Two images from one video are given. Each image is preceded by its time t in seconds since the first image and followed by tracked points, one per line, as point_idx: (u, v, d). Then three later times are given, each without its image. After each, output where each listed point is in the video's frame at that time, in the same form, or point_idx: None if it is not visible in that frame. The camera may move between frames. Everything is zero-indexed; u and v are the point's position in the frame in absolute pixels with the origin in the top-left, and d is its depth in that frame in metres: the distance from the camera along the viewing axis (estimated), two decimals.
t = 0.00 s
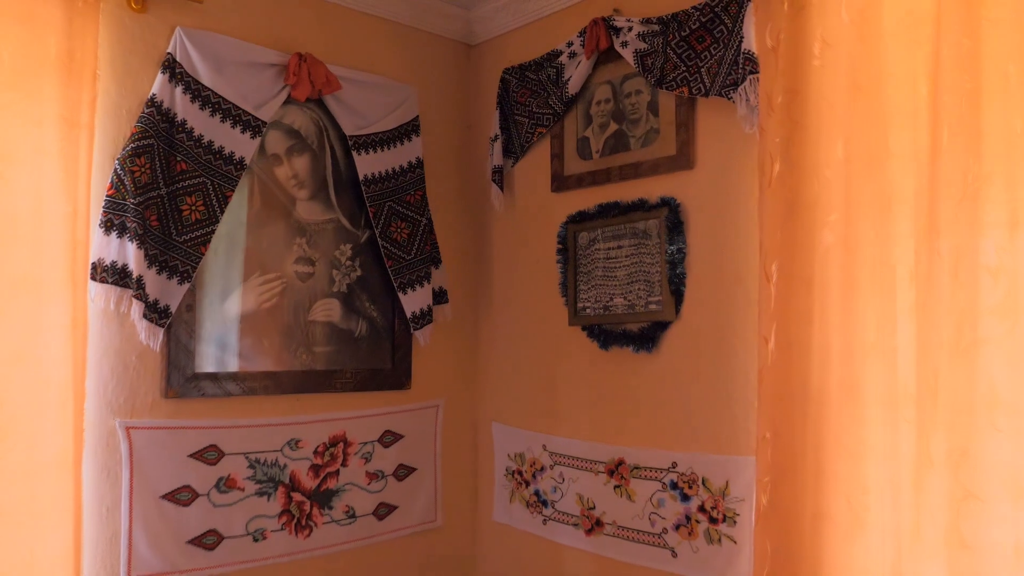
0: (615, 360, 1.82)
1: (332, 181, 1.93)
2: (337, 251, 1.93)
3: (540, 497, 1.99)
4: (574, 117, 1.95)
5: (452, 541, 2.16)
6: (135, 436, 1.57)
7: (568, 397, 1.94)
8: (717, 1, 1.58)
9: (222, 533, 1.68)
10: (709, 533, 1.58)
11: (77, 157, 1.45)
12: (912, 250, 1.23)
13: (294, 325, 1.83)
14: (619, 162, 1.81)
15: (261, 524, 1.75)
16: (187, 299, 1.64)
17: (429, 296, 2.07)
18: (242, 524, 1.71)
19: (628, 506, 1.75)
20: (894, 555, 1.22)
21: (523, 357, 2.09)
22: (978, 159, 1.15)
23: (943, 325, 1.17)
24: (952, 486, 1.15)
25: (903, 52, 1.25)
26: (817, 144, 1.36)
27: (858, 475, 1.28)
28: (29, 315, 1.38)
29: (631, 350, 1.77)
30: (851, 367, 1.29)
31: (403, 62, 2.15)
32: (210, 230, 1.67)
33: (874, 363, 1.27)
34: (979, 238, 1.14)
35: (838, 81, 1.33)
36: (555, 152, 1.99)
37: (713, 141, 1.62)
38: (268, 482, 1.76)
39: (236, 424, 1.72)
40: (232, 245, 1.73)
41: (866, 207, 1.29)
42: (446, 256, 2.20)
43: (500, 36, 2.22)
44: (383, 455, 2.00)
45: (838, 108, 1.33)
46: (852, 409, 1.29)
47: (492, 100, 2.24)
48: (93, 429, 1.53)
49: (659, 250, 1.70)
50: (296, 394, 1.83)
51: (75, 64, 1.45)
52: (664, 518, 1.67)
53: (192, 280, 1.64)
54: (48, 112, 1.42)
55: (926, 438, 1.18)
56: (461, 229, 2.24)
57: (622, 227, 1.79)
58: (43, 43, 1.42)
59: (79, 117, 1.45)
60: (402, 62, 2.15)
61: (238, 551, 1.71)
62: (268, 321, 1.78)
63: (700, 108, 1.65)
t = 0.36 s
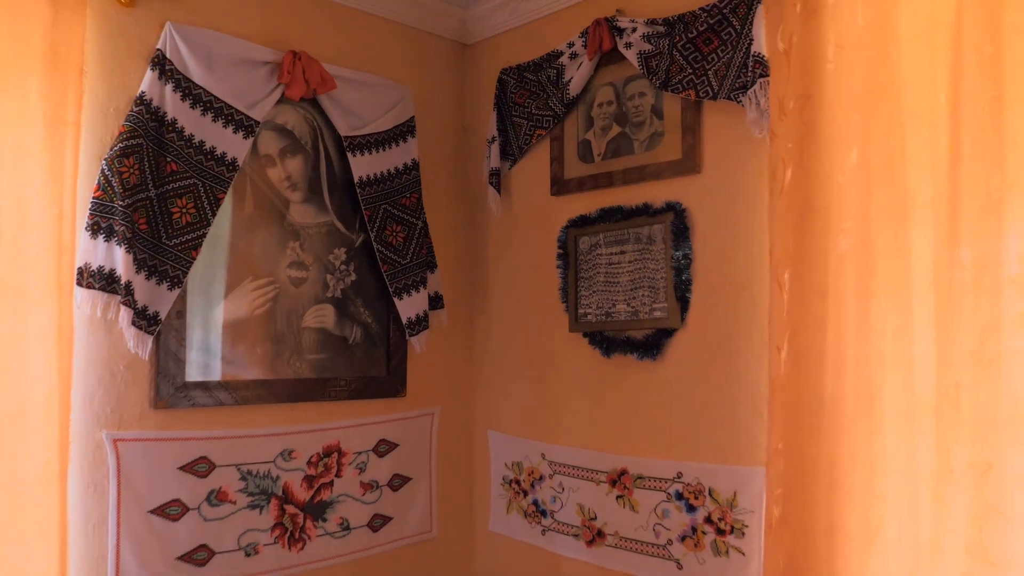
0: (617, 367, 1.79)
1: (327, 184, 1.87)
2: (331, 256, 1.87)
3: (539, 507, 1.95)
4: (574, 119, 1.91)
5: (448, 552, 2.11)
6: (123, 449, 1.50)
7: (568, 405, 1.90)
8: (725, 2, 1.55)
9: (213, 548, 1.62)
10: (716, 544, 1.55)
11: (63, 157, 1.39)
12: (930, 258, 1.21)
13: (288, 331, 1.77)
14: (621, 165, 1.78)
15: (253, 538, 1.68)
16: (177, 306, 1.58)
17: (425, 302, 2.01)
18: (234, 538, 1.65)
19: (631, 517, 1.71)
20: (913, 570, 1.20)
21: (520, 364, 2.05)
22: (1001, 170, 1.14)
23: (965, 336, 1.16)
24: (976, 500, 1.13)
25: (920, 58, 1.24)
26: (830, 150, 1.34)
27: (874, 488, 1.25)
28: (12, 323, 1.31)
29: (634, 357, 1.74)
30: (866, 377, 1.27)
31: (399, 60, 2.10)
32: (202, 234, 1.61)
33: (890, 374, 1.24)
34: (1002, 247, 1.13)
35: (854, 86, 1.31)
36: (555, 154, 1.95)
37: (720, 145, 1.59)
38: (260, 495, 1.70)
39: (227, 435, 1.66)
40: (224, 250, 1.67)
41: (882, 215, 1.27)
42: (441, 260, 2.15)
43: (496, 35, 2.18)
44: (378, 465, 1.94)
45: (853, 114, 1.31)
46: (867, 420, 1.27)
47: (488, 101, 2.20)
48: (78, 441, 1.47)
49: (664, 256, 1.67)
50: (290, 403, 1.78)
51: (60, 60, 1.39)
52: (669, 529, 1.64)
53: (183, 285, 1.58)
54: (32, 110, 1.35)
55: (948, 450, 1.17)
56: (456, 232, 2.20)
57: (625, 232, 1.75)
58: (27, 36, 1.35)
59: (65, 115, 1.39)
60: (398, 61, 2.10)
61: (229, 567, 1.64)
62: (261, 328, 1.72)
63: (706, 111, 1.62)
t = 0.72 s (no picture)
0: (622, 373, 1.75)
1: (324, 184, 1.82)
2: (328, 259, 1.82)
3: (541, 516, 1.90)
4: (577, 120, 1.88)
5: (446, 562, 2.06)
6: (115, 460, 1.44)
7: (571, 412, 1.86)
8: (737, 2, 1.53)
9: (208, 562, 1.56)
10: (727, 555, 1.52)
11: (53, 155, 1.32)
12: (953, 264, 1.19)
13: (284, 337, 1.72)
14: (627, 166, 1.75)
15: (249, 551, 1.63)
16: (171, 311, 1.52)
17: (425, 306, 1.97)
18: (229, 552, 1.59)
19: (638, 526, 1.68)
20: None
21: (521, 370, 2.01)
22: None
23: (990, 344, 1.14)
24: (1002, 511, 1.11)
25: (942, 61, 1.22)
26: (848, 153, 1.32)
27: (895, 499, 1.23)
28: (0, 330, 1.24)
29: (641, 363, 1.70)
30: (886, 385, 1.24)
31: (397, 58, 2.05)
32: (196, 236, 1.55)
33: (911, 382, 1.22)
34: None
35: (873, 89, 1.29)
36: (558, 156, 1.91)
37: (731, 148, 1.56)
38: (256, 506, 1.64)
39: (222, 445, 1.60)
40: (219, 252, 1.61)
41: (902, 220, 1.24)
42: (440, 263, 2.11)
43: (496, 34, 2.13)
44: (376, 474, 1.89)
45: (872, 117, 1.29)
46: (886, 429, 1.24)
47: (488, 101, 2.15)
48: (68, 453, 1.40)
49: (672, 260, 1.64)
50: (286, 411, 1.72)
51: (50, 55, 1.33)
52: (677, 539, 1.61)
53: (177, 289, 1.52)
54: (21, 106, 1.29)
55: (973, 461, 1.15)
56: (455, 234, 2.15)
57: (632, 235, 1.72)
58: (16, 29, 1.29)
59: (56, 112, 1.33)
60: (396, 59, 2.05)
61: None
62: (257, 333, 1.66)
63: (716, 112, 1.59)
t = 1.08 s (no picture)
0: (632, 379, 1.71)
1: (325, 185, 1.76)
2: (329, 261, 1.77)
3: (547, 526, 1.86)
4: (586, 120, 1.84)
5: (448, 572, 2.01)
6: (111, 472, 1.38)
7: (578, 419, 1.82)
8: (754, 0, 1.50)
9: None
10: (743, 566, 1.49)
11: (47, 154, 1.26)
12: (982, 269, 1.16)
13: (285, 342, 1.66)
14: (638, 167, 1.71)
15: (249, 565, 1.57)
16: (169, 316, 1.46)
17: (428, 310, 1.92)
18: (228, 566, 1.53)
19: (649, 537, 1.64)
20: None
21: (526, 375, 1.96)
22: None
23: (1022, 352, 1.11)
24: None
25: (970, 61, 1.19)
26: (872, 156, 1.28)
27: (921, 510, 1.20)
28: None
29: (652, 369, 1.67)
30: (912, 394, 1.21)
31: (399, 56, 2.00)
32: (195, 238, 1.49)
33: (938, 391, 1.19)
34: None
35: (898, 90, 1.26)
36: (565, 156, 1.87)
37: (747, 150, 1.53)
38: (256, 518, 1.58)
39: (222, 455, 1.54)
40: (218, 255, 1.56)
41: (929, 224, 1.21)
42: (442, 266, 2.06)
43: (499, 32, 2.08)
44: (378, 483, 1.84)
45: (897, 118, 1.26)
46: (912, 439, 1.21)
47: (491, 100, 2.11)
48: (62, 466, 1.34)
49: (685, 265, 1.60)
50: (286, 419, 1.66)
51: (44, 48, 1.26)
52: (690, 550, 1.57)
53: (176, 293, 1.46)
54: (14, 102, 1.22)
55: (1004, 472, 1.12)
56: (457, 236, 2.10)
57: (643, 239, 1.68)
58: (8, 20, 1.22)
59: (50, 108, 1.27)
60: (398, 57, 2.00)
61: None
62: (257, 339, 1.61)
63: (730, 113, 1.56)
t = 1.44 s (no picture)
0: (647, 389, 1.68)
1: (331, 188, 1.71)
2: (335, 267, 1.71)
3: (557, 538, 1.81)
4: (597, 122, 1.80)
5: None
6: (111, 489, 1.32)
7: (590, 428, 1.78)
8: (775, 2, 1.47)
9: None
10: None
11: (47, 155, 1.20)
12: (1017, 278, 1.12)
13: (289, 351, 1.60)
14: (653, 172, 1.67)
15: None
16: (171, 325, 1.40)
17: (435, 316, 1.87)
18: None
19: (665, 550, 1.60)
20: None
21: (534, 384, 1.92)
22: None
23: None
24: None
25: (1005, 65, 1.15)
26: (901, 162, 1.25)
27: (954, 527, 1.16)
28: None
29: (668, 378, 1.63)
30: (944, 407, 1.18)
31: (405, 57, 1.95)
32: (198, 244, 1.43)
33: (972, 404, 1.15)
34: None
35: (928, 95, 1.22)
36: (576, 160, 1.83)
37: (767, 155, 1.50)
38: (261, 533, 1.53)
39: (226, 469, 1.48)
40: (221, 260, 1.50)
41: (962, 233, 1.18)
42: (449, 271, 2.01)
43: (507, 32, 2.04)
44: (384, 495, 1.79)
45: (927, 124, 1.22)
46: (944, 454, 1.18)
47: (498, 101, 2.06)
48: (61, 482, 1.28)
49: (703, 272, 1.57)
50: (291, 431, 1.61)
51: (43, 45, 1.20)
52: (708, 564, 1.54)
53: (179, 301, 1.40)
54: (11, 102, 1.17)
55: None
56: (463, 241, 2.06)
57: (658, 245, 1.64)
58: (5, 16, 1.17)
59: (49, 108, 1.21)
60: (404, 57, 1.95)
61: None
62: (261, 348, 1.55)
63: (750, 117, 1.53)
